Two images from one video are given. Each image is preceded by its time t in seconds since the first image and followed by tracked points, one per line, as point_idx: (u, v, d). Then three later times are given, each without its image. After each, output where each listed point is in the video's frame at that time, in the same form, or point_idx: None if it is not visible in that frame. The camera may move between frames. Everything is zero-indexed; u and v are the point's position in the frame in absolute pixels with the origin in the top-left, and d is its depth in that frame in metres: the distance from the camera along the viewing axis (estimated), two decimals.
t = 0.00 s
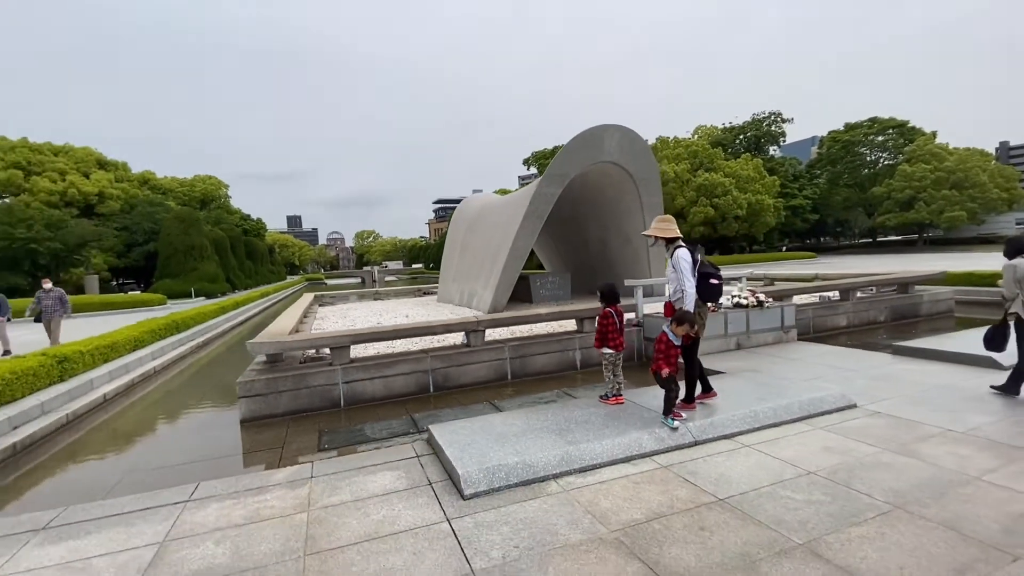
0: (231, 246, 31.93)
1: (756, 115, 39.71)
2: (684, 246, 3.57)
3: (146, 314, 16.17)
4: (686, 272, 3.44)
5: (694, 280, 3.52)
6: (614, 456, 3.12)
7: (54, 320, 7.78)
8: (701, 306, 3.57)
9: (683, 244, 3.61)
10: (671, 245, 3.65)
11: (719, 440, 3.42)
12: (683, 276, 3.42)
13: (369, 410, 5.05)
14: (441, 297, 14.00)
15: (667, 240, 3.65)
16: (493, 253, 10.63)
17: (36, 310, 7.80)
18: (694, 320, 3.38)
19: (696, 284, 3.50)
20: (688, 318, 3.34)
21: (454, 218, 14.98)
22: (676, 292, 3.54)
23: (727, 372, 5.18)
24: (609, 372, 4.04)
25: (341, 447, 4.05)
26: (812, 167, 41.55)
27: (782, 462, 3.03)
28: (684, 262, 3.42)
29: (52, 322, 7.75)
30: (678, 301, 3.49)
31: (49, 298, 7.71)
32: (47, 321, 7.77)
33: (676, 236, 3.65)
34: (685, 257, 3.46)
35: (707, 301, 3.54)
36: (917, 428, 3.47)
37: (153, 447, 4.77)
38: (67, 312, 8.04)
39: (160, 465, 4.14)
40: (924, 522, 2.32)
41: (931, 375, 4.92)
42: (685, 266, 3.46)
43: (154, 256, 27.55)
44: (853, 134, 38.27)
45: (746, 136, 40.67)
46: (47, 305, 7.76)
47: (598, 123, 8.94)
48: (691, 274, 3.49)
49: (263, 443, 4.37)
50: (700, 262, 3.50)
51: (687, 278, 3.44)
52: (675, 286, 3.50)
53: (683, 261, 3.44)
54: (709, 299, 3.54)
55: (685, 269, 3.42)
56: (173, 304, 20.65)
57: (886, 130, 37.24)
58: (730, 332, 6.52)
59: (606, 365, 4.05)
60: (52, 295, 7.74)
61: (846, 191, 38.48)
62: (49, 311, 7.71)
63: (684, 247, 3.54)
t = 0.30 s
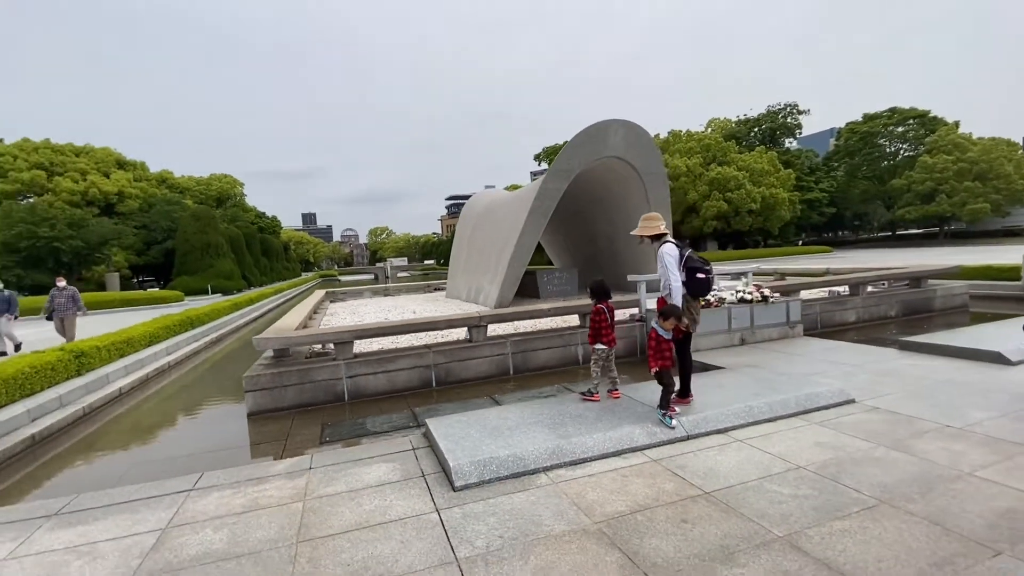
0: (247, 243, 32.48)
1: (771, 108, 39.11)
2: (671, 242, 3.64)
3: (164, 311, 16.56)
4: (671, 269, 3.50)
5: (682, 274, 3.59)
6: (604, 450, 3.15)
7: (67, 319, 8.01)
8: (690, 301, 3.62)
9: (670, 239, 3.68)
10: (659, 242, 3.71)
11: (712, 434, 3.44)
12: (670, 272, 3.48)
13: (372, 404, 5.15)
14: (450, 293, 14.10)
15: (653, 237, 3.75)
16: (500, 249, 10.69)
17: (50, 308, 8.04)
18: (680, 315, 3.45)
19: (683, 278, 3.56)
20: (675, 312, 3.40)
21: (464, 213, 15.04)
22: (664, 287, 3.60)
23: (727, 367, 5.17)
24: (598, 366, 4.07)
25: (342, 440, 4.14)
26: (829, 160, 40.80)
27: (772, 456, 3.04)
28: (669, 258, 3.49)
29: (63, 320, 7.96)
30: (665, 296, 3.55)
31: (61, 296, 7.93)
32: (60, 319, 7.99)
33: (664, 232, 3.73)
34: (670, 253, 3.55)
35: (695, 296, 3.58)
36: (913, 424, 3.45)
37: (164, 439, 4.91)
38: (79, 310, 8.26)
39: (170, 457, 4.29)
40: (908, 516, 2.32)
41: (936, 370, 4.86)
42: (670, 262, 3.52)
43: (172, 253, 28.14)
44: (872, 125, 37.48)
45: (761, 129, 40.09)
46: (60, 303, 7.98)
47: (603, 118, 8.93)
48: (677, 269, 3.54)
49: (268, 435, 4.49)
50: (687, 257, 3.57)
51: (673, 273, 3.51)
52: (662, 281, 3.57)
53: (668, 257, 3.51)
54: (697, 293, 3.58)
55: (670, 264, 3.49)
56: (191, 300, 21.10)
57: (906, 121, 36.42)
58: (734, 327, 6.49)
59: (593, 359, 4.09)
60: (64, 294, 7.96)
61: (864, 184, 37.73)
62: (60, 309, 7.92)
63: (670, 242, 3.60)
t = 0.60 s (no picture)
0: (257, 242, 32.81)
1: (781, 102, 38.64)
2: (654, 240, 3.73)
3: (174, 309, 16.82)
4: (655, 263, 3.59)
5: (666, 270, 3.63)
6: (592, 447, 3.17)
7: (68, 319, 8.15)
8: (675, 297, 3.60)
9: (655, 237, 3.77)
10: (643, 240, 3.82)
11: (701, 432, 3.44)
12: (652, 267, 3.59)
13: (370, 401, 5.20)
14: (454, 291, 14.15)
15: (638, 238, 3.84)
16: (502, 247, 10.71)
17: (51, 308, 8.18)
18: (668, 312, 3.49)
19: (667, 273, 3.60)
20: (664, 312, 3.46)
21: (468, 211, 15.05)
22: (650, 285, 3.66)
23: (724, 364, 5.15)
24: (576, 368, 4.02)
25: (337, 437, 4.20)
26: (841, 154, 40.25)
27: (759, 455, 3.03)
28: (651, 254, 3.59)
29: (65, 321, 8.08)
30: (651, 292, 3.60)
31: (63, 297, 8.08)
32: (62, 320, 8.14)
33: (649, 230, 3.82)
34: (654, 249, 3.64)
35: (681, 290, 3.57)
36: (906, 422, 3.42)
37: (166, 435, 5.00)
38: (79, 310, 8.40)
39: (170, 453, 4.38)
40: (888, 515, 2.31)
41: (936, 367, 4.80)
42: (653, 258, 3.62)
43: (184, 252, 28.51)
44: (885, 118, 36.89)
45: (771, 123, 39.62)
46: (62, 304, 8.13)
47: (604, 115, 8.90)
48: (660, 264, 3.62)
49: (266, 432, 4.56)
50: (669, 252, 3.59)
51: (656, 268, 3.60)
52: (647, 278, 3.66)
53: (651, 253, 3.61)
54: (682, 288, 3.57)
55: (653, 259, 3.59)
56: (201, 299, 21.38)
57: (921, 113, 35.82)
58: (734, 324, 6.45)
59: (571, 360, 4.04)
60: (65, 295, 8.10)
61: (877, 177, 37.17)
62: (61, 309, 8.06)
63: (654, 240, 3.69)
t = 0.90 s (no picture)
0: (261, 240, 33.03)
1: (786, 97, 38.34)
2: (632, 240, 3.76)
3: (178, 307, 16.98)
4: (632, 263, 3.60)
5: (645, 267, 3.68)
6: (571, 443, 3.21)
7: (61, 319, 8.26)
8: (656, 292, 3.67)
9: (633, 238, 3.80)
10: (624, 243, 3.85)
11: (682, 428, 3.48)
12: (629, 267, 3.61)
13: (362, 398, 5.27)
14: (453, 289, 14.20)
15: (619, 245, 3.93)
16: (500, 245, 10.76)
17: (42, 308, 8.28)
18: (648, 309, 3.53)
19: (645, 271, 3.67)
20: (644, 309, 3.49)
21: (468, 208, 15.08)
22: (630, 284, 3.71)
23: (712, 361, 5.18)
24: (552, 366, 4.02)
25: (327, 433, 4.26)
26: (847, 149, 39.96)
27: (736, 451, 3.06)
28: (628, 254, 3.62)
29: (57, 319, 8.20)
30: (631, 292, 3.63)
31: (54, 296, 8.21)
32: (55, 319, 8.26)
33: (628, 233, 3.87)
34: (631, 249, 3.66)
35: (660, 285, 3.65)
36: (886, 418, 3.44)
37: (161, 432, 5.08)
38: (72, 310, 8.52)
39: (165, 449, 4.47)
40: (855, 511, 2.34)
41: (923, 364, 4.81)
42: (631, 257, 3.64)
43: (189, 251, 28.74)
44: (892, 113, 36.56)
45: (776, 118, 39.37)
46: (54, 303, 8.24)
47: (599, 112, 8.92)
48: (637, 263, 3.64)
49: (258, 429, 4.64)
50: (645, 250, 3.64)
51: (632, 267, 3.63)
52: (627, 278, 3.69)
53: (628, 253, 3.63)
54: (661, 283, 3.64)
55: (629, 259, 3.61)
56: (205, 297, 21.56)
57: (928, 108, 35.50)
58: (726, 322, 6.48)
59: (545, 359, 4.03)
60: (56, 293, 8.22)
61: (883, 173, 36.88)
62: (53, 309, 8.17)
63: (631, 240, 3.73)
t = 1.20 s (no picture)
0: (259, 239, 33.08)
1: (783, 93, 38.29)
2: (606, 241, 3.93)
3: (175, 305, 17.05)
4: (604, 263, 3.83)
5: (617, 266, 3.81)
6: (544, 438, 3.28)
7: (46, 319, 8.30)
8: (629, 289, 3.75)
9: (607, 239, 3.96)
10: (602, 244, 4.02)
11: (655, 422, 3.55)
12: (602, 267, 3.82)
13: (348, 395, 5.34)
14: (447, 287, 14.26)
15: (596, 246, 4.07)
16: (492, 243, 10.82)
17: (27, 308, 8.32)
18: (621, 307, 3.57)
19: (617, 269, 3.80)
20: (616, 307, 3.55)
21: (462, 206, 15.14)
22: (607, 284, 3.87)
23: (694, 357, 5.25)
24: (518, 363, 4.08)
25: (311, 429, 4.34)
26: (844, 145, 39.95)
27: (704, 444, 3.14)
28: (599, 255, 3.83)
29: (41, 321, 8.25)
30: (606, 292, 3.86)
31: (39, 296, 8.25)
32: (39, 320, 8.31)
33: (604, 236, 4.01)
34: (604, 249, 3.85)
35: (632, 281, 3.73)
36: (854, 412, 3.51)
37: (149, 429, 5.14)
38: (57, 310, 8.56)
39: (152, 447, 4.54)
40: (810, 501, 2.41)
41: (900, 359, 4.88)
42: (604, 258, 3.84)
43: (187, 250, 28.80)
44: (889, 109, 36.55)
45: (774, 115, 39.34)
46: (38, 304, 8.28)
47: (588, 111, 8.97)
48: (609, 263, 3.82)
49: (243, 425, 4.70)
50: (616, 249, 3.77)
51: (605, 268, 3.84)
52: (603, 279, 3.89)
53: (600, 254, 3.84)
54: (632, 279, 3.73)
55: (601, 260, 3.83)
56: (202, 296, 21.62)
57: (925, 104, 35.49)
58: (710, 318, 6.54)
59: (511, 356, 4.08)
60: (42, 294, 8.27)
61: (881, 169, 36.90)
62: (38, 310, 8.22)
63: (605, 241, 3.91)
